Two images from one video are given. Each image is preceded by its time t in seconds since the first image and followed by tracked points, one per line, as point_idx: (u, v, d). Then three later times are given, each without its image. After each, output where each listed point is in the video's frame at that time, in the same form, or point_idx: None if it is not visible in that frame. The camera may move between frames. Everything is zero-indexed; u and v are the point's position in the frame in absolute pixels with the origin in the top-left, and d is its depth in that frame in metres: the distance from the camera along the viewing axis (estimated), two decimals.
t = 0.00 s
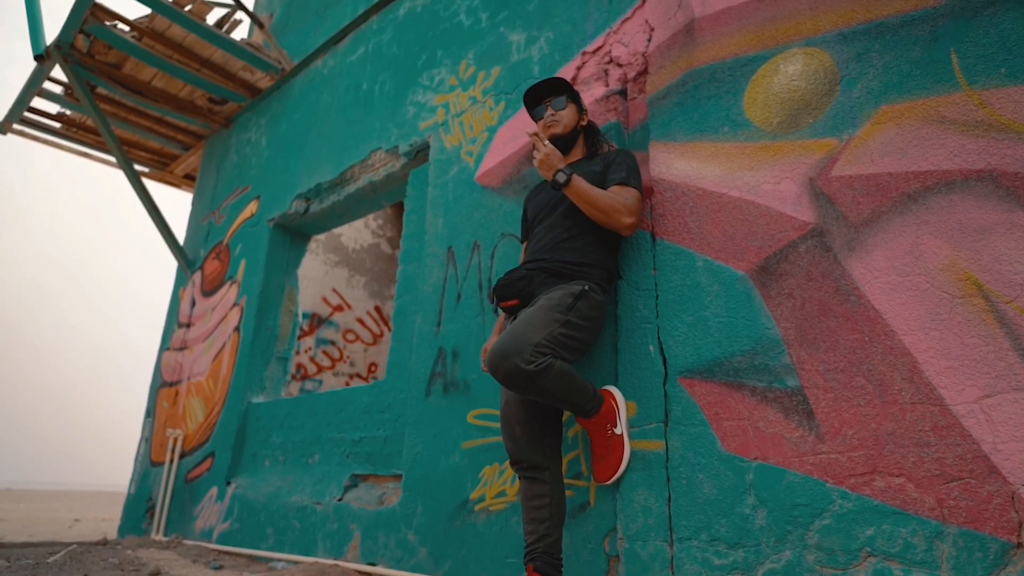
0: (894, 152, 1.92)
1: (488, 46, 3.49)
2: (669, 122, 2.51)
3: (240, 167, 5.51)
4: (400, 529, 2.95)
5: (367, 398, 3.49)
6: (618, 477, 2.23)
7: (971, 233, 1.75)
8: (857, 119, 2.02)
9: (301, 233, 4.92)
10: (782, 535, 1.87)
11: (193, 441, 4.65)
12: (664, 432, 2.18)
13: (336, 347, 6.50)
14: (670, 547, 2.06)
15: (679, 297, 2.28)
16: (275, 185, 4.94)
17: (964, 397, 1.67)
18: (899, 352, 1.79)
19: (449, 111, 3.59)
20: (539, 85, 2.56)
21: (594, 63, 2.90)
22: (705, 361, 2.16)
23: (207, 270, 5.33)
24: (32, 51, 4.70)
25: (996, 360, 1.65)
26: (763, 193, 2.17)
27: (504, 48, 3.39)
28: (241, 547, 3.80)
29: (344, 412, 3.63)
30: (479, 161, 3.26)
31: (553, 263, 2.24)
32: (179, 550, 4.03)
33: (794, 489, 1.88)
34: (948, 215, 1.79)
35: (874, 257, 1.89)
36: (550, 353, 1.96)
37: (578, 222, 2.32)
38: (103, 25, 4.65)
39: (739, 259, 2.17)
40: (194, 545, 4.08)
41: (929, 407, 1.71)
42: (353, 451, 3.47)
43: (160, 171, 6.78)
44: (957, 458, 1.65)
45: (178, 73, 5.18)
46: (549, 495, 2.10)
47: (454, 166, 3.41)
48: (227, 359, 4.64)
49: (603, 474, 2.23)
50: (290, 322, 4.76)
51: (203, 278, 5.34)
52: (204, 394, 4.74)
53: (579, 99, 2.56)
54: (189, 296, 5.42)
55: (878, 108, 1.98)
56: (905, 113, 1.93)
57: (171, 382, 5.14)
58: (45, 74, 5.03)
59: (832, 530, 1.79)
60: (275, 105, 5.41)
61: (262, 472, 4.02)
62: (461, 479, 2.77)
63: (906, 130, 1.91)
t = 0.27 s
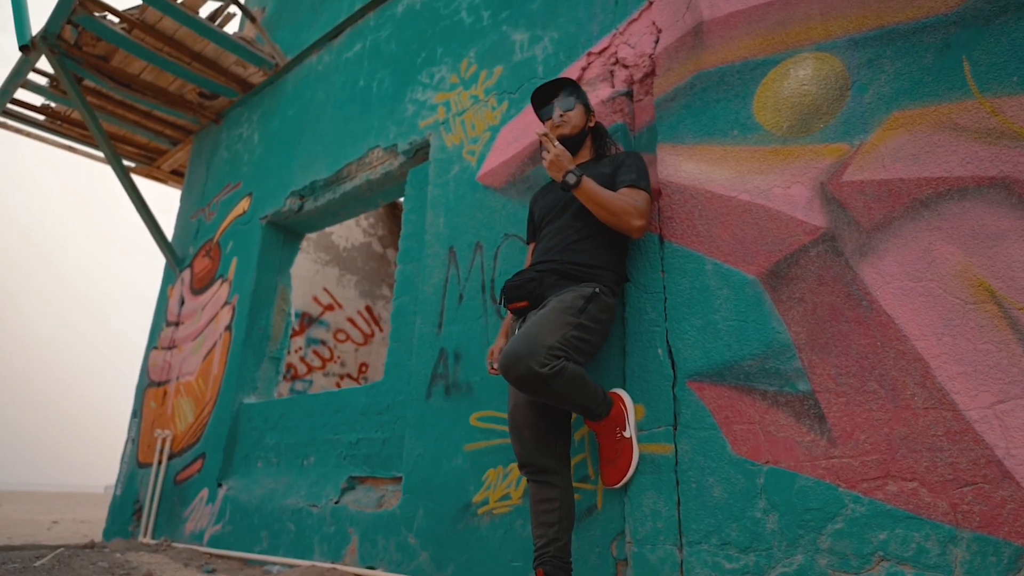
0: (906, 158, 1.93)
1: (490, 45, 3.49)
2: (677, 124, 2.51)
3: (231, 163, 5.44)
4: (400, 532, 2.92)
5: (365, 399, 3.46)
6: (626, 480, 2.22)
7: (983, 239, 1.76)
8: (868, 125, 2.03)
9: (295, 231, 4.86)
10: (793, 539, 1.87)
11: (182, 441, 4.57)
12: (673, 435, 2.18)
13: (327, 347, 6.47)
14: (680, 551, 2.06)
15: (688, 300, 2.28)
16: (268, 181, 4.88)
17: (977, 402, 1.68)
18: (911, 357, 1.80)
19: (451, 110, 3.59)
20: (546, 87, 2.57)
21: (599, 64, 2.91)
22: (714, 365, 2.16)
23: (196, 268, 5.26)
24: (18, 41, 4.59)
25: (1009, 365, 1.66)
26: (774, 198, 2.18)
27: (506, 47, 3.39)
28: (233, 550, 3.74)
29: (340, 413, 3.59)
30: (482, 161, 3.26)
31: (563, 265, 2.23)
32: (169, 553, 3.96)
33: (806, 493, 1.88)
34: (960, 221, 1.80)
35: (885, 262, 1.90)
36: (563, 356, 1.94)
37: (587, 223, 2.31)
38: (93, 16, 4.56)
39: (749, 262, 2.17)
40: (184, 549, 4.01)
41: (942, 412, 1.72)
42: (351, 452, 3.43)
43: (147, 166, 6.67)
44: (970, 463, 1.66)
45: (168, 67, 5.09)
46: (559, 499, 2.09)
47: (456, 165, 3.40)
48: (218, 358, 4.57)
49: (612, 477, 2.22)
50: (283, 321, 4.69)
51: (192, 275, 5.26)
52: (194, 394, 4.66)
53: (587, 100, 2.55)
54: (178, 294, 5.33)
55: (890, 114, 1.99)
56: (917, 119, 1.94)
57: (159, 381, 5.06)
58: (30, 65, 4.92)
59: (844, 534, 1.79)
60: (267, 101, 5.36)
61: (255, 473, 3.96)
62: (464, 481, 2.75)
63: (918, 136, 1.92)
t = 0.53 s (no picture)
0: (917, 164, 1.94)
1: (491, 43, 3.49)
2: (685, 127, 2.51)
3: (222, 159, 5.36)
4: (400, 535, 2.89)
5: (362, 400, 3.43)
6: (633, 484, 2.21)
7: (995, 245, 1.77)
8: (879, 130, 2.03)
9: (287, 229, 4.80)
10: (804, 542, 1.87)
11: (171, 442, 4.49)
12: (681, 438, 2.17)
13: (317, 347, 6.45)
14: (689, 554, 2.05)
15: (697, 303, 2.28)
16: (260, 178, 4.82)
17: (989, 407, 1.69)
18: (922, 362, 1.80)
19: (451, 108, 3.57)
20: (552, 89, 2.57)
21: (604, 64, 2.90)
22: (723, 368, 2.15)
23: (186, 266, 5.17)
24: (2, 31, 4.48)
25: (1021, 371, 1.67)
26: (783, 201, 2.18)
27: (508, 46, 3.38)
28: (224, 554, 3.68)
29: (336, 414, 3.55)
30: (484, 160, 3.25)
31: (573, 267, 2.21)
32: (159, 556, 3.88)
33: (817, 497, 1.88)
34: (972, 227, 1.81)
35: (896, 268, 1.91)
36: (575, 360, 1.93)
37: (596, 225, 2.30)
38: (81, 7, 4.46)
39: (758, 266, 2.17)
40: (174, 552, 3.94)
41: (954, 417, 1.73)
42: (347, 454, 3.39)
43: (133, 161, 6.54)
44: (982, 468, 1.66)
45: (158, 60, 5.00)
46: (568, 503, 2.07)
47: (456, 164, 3.39)
48: (209, 357, 4.49)
49: (620, 479, 2.21)
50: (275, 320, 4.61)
51: (181, 273, 5.17)
52: (183, 393, 4.58)
53: (594, 101, 2.54)
54: (166, 292, 5.24)
55: (900, 120, 2.00)
56: (928, 126, 1.95)
57: (147, 380, 4.96)
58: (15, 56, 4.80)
59: (856, 538, 1.79)
60: (259, 96, 5.29)
61: (247, 475, 3.90)
62: (466, 484, 2.73)
63: (929, 142, 1.93)
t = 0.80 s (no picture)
0: (925, 168, 1.95)
1: (493, 42, 3.48)
2: (691, 129, 2.51)
3: (213, 155, 5.28)
4: (399, 538, 2.86)
5: (359, 401, 3.40)
6: (639, 487, 2.20)
7: (1004, 250, 1.78)
8: (887, 134, 2.04)
9: (281, 227, 4.74)
10: (812, 546, 1.87)
11: (160, 443, 4.42)
12: (688, 441, 2.16)
13: (308, 346, 6.44)
14: (696, 558, 2.05)
15: (703, 305, 2.27)
16: (253, 175, 4.76)
17: (999, 411, 1.69)
18: (931, 366, 1.81)
19: (451, 107, 3.56)
20: (558, 89, 2.56)
21: (608, 65, 2.90)
22: (730, 371, 2.15)
23: (176, 264, 5.09)
24: None
25: None
26: (790, 205, 2.18)
27: (510, 45, 3.39)
28: (217, 557, 3.62)
29: (332, 415, 3.51)
30: (485, 160, 3.24)
31: (580, 269, 2.20)
32: (148, 559, 3.82)
33: (825, 500, 1.88)
34: (981, 232, 1.82)
35: (905, 272, 1.91)
36: (586, 362, 1.92)
37: (603, 227, 2.29)
38: None
39: (765, 269, 2.17)
40: (164, 554, 3.88)
41: (963, 421, 1.73)
42: (344, 456, 3.36)
43: (120, 156, 6.44)
44: (992, 472, 1.66)
45: (148, 54, 4.92)
46: (575, 506, 2.06)
47: (456, 163, 3.38)
48: (200, 357, 4.43)
49: (626, 483, 2.20)
50: (268, 319, 4.57)
51: (171, 271, 5.09)
52: (173, 393, 4.50)
53: (599, 102, 2.54)
54: (155, 290, 5.15)
55: (909, 124, 2.01)
56: (937, 131, 1.95)
57: (135, 380, 4.88)
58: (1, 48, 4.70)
59: (865, 541, 1.79)
60: (251, 92, 5.23)
61: (240, 476, 3.84)
62: (467, 486, 2.71)
63: (938, 147, 1.94)
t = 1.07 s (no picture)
0: (933, 173, 1.96)
1: (493, 40, 3.46)
2: (696, 131, 2.50)
3: (202, 150, 5.19)
4: (397, 541, 2.83)
5: (354, 402, 3.36)
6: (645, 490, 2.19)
7: (1012, 256, 1.79)
8: (895, 139, 2.05)
9: (272, 224, 4.67)
10: (820, 550, 1.86)
11: (146, 444, 4.33)
12: (695, 444, 2.16)
13: (297, 346, 6.34)
14: (702, 562, 2.04)
15: (709, 308, 2.27)
16: (245, 171, 4.68)
17: (1007, 416, 1.70)
18: (940, 371, 1.81)
19: (450, 105, 3.54)
20: (563, 88, 2.53)
21: (612, 66, 2.89)
22: (737, 374, 2.15)
23: (163, 261, 5.00)
24: None
25: None
26: (797, 208, 2.18)
27: (510, 43, 3.37)
28: (207, 560, 3.56)
29: (327, 415, 3.47)
30: (485, 159, 3.23)
31: (588, 271, 2.18)
32: (135, 562, 3.74)
33: (834, 504, 1.88)
34: (990, 238, 1.83)
35: (913, 276, 1.92)
36: (596, 366, 1.90)
37: (610, 228, 2.27)
38: None
39: (772, 272, 2.17)
40: (152, 558, 3.80)
41: (972, 425, 1.74)
42: (338, 457, 3.31)
43: (105, 150, 6.30)
44: (1002, 476, 1.67)
45: (137, 46, 4.82)
46: (582, 510, 2.04)
47: (456, 162, 3.37)
48: (188, 356, 4.34)
49: (632, 487, 2.19)
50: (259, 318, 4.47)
51: (158, 268, 5.00)
52: (160, 393, 4.42)
53: (605, 103, 2.53)
54: (141, 288, 5.05)
55: (916, 129, 2.02)
56: (945, 136, 1.97)
57: (120, 379, 4.78)
58: None
59: (874, 545, 1.79)
60: (242, 87, 5.14)
61: (231, 478, 3.78)
62: (467, 489, 2.69)
63: (946, 152, 1.95)
